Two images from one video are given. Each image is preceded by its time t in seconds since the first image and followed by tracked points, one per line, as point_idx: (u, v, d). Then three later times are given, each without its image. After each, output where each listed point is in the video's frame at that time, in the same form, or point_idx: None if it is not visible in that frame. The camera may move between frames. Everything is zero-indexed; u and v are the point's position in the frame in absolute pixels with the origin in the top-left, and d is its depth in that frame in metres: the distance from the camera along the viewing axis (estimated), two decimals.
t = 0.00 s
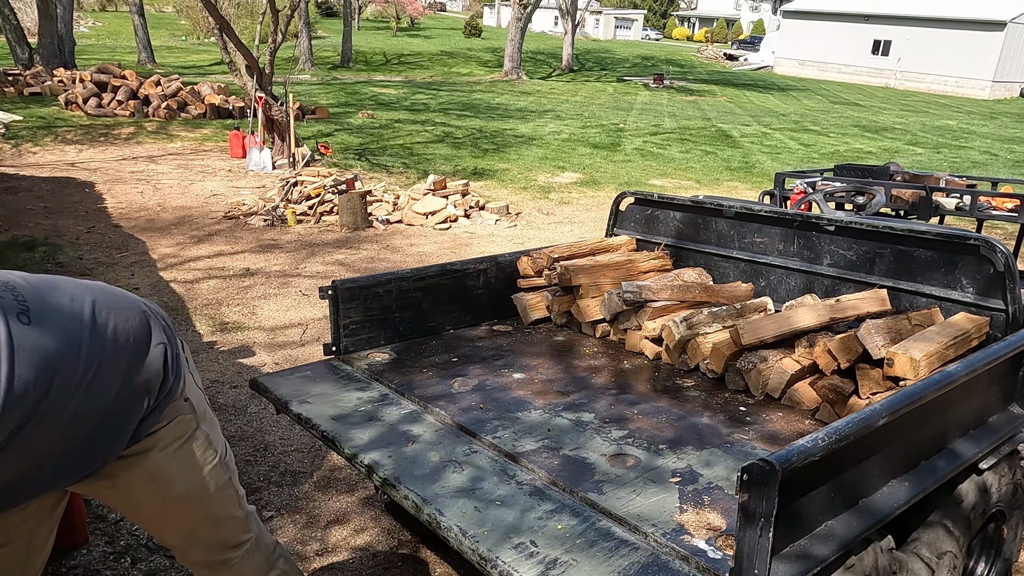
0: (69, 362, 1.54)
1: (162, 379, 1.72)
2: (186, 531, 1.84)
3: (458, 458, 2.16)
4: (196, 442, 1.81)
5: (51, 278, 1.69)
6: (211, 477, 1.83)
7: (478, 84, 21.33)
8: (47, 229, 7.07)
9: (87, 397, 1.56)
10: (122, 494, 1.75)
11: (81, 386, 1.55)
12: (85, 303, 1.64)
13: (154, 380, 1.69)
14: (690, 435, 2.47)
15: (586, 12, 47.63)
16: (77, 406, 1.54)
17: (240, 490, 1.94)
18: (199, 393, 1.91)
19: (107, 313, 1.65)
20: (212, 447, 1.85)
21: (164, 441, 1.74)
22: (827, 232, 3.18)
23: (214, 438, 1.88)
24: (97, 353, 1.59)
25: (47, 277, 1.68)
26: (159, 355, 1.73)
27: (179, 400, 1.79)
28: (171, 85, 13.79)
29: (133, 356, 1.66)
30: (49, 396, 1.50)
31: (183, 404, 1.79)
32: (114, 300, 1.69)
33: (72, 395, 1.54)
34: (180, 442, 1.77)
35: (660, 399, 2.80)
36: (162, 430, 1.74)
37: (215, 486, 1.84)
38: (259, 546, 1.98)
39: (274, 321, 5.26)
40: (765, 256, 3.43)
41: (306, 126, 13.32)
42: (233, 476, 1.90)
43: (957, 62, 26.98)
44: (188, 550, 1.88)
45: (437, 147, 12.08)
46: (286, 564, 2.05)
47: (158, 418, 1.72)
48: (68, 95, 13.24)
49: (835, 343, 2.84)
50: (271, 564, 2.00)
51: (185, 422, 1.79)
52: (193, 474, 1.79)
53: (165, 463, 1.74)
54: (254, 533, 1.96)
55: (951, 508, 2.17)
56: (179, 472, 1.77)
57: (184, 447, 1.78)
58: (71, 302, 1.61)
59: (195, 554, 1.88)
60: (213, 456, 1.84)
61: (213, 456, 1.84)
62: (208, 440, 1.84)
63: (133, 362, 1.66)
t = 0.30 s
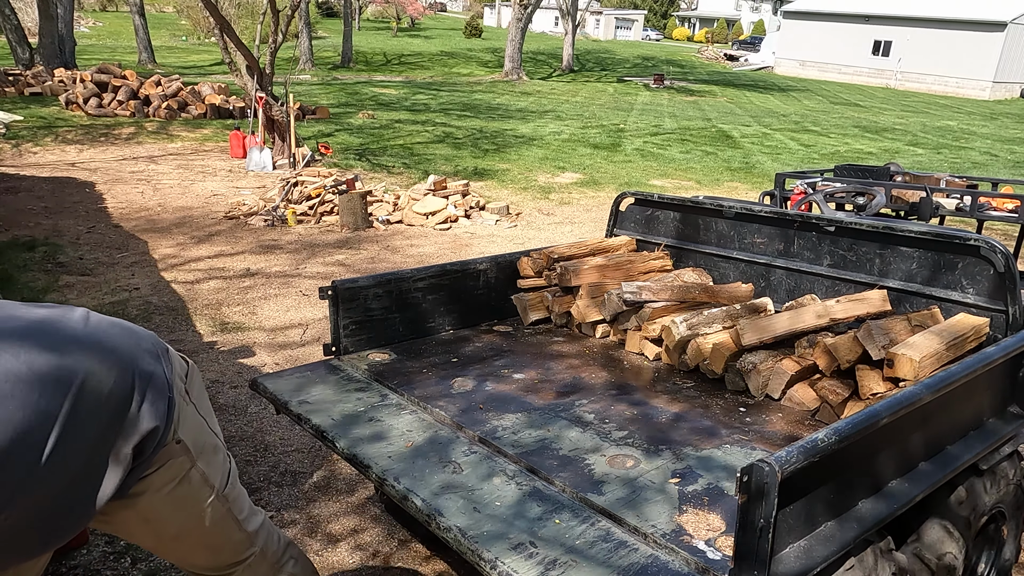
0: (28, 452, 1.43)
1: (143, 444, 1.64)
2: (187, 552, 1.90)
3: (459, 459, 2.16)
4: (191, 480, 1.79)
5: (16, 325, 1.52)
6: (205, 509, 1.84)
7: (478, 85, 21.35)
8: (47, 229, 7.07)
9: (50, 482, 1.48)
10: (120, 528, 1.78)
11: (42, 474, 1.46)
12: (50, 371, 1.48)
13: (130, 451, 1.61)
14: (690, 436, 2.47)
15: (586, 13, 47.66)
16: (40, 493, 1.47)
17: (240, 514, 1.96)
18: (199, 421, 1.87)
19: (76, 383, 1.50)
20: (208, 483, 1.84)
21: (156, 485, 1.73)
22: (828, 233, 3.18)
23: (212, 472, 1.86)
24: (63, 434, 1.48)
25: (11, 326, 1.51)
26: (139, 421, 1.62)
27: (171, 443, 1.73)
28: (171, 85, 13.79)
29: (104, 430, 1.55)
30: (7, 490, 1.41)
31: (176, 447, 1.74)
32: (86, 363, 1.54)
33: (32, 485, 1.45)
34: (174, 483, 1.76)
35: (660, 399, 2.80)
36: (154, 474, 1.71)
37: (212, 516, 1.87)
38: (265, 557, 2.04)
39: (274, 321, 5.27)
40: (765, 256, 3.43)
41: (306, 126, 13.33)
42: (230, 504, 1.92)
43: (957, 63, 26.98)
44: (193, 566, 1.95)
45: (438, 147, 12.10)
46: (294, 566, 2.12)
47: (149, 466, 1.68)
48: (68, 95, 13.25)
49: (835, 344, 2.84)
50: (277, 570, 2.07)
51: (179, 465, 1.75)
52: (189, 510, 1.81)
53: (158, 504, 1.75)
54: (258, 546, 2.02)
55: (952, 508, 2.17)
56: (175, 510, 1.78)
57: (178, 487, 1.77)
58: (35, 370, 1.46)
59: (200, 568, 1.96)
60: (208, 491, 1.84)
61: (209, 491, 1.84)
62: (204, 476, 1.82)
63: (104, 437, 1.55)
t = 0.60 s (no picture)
0: (15, 467, 1.42)
1: (135, 452, 1.63)
2: (183, 558, 1.90)
3: (459, 460, 2.16)
4: (186, 486, 1.79)
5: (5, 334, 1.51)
6: (200, 515, 1.85)
7: (478, 85, 21.37)
8: (47, 229, 7.07)
9: (38, 495, 1.47)
10: (114, 536, 1.78)
11: (29, 489, 1.45)
12: (38, 385, 1.47)
13: (121, 462, 1.59)
14: (690, 436, 2.48)
15: (586, 13, 47.70)
16: (28, 506, 1.47)
17: (236, 519, 1.96)
18: (194, 427, 1.86)
19: (64, 396, 1.50)
20: (203, 490, 1.84)
21: (149, 493, 1.72)
22: (828, 233, 3.18)
23: (207, 479, 1.86)
24: (52, 444, 1.47)
25: None
26: (130, 432, 1.61)
27: (165, 451, 1.72)
28: (172, 85, 13.80)
29: (93, 442, 1.54)
30: None
31: (170, 455, 1.74)
32: (76, 374, 1.54)
33: (20, 499, 1.44)
34: (168, 490, 1.76)
35: (660, 399, 2.80)
36: (148, 482, 1.71)
37: (208, 523, 1.87)
38: (262, 561, 2.04)
39: (275, 321, 5.27)
40: (765, 257, 3.43)
41: (307, 126, 13.34)
42: (226, 510, 1.92)
43: (957, 63, 27.00)
44: (189, 570, 1.95)
45: (438, 147, 12.10)
46: (292, 567, 2.13)
47: (143, 473, 1.68)
48: (68, 95, 13.25)
49: (835, 344, 2.84)
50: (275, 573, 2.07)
51: (172, 472, 1.75)
52: (184, 516, 1.81)
53: (152, 512, 1.75)
54: (256, 550, 2.02)
55: (952, 508, 2.17)
56: (169, 517, 1.79)
57: (173, 493, 1.77)
58: (21, 385, 1.45)
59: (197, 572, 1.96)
60: (203, 497, 1.84)
61: (204, 498, 1.84)
62: (198, 483, 1.82)
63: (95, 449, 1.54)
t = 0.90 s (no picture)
0: (14, 468, 1.42)
1: (135, 456, 1.62)
2: (183, 558, 1.90)
3: (458, 459, 2.16)
4: (186, 486, 1.79)
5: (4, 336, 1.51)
6: (199, 516, 1.84)
7: (479, 85, 21.39)
8: (47, 229, 7.08)
9: (38, 497, 1.48)
10: (112, 536, 1.78)
11: (28, 490, 1.45)
12: (38, 388, 1.48)
13: (121, 463, 1.59)
14: (691, 436, 2.48)
15: (586, 14, 47.74)
16: (28, 508, 1.47)
17: (236, 519, 1.96)
18: (194, 428, 1.86)
19: (64, 399, 1.50)
20: (203, 491, 1.83)
21: (148, 495, 1.72)
22: (828, 233, 3.18)
23: (207, 481, 1.86)
24: (51, 446, 1.47)
25: None
26: (129, 435, 1.61)
27: (164, 452, 1.72)
28: (172, 85, 13.81)
29: (92, 445, 1.54)
30: None
31: (169, 456, 1.73)
32: (75, 376, 1.54)
33: (17, 503, 1.44)
34: (167, 492, 1.75)
35: (660, 400, 2.81)
36: (147, 484, 1.71)
37: (206, 524, 1.87)
38: (262, 560, 2.04)
39: (276, 321, 5.27)
40: (765, 256, 3.43)
41: (307, 126, 13.35)
42: (225, 511, 1.92)
43: (957, 64, 27.02)
44: (189, 570, 1.95)
45: (438, 147, 12.10)
46: (291, 566, 2.13)
47: (143, 475, 1.67)
48: (68, 95, 13.25)
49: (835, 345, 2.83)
50: (274, 571, 2.07)
51: (172, 474, 1.75)
52: (182, 518, 1.81)
53: (151, 512, 1.75)
54: (255, 550, 2.01)
55: (952, 509, 2.17)
56: (168, 518, 1.79)
57: (172, 495, 1.76)
58: (23, 386, 1.46)
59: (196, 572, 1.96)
60: (203, 498, 1.84)
61: (203, 500, 1.84)
62: (198, 485, 1.82)
63: (94, 453, 1.54)
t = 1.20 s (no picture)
0: (29, 470, 1.43)
1: (146, 457, 1.63)
2: (189, 556, 1.90)
3: (458, 459, 2.16)
4: (193, 487, 1.79)
5: (15, 340, 1.51)
6: (206, 516, 1.84)
7: (479, 86, 21.42)
8: (48, 229, 7.08)
9: (52, 500, 1.48)
10: (119, 535, 1.78)
11: (41, 493, 1.45)
12: (49, 390, 1.48)
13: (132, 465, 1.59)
14: (691, 436, 2.48)
15: (586, 14, 47.78)
16: (42, 510, 1.47)
17: (241, 518, 1.96)
18: (201, 428, 1.86)
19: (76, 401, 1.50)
20: (210, 490, 1.84)
21: (156, 495, 1.72)
22: (828, 234, 3.18)
23: (214, 481, 1.86)
24: (65, 448, 1.48)
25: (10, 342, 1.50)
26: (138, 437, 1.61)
27: (173, 453, 1.72)
28: (173, 85, 13.82)
29: (105, 446, 1.55)
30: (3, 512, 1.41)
31: (178, 457, 1.74)
32: (88, 377, 1.54)
33: (29, 506, 1.44)
34: (175, 492, 1.76)
35: (660, 400, 2.81)
36: (156, 484, 1.71)
37: (213, 523, 1.87)
38: (265, 559, 2.04)
39: (276, 322, 5.27)
40: (765, 257, 3.43)
41: (307, 126, 13.37)
42: (231, 511, 1.92)
43: (957, 64, 27.05)
44: (193, 569, 1.95)
45: (439, 148, 12.11)
46: (295, 565, 2.12)
47: (152, 475, 1.68)
48: (69, 95, 13.26)
49: (835, 345, 2.84)
50: (277, 570, 2.07)
51: (181, 474, 1.75)
52: (189, 518, 1.81)
53: (159, 512, 1.75)
54: (259, 549, 2.01)
55: (952, 509, 2.17)
56: (175, 518, 1.79)
57: (180, 494, 1.76)
58: (37, 388, 1.46)
59: (201, 571, 1.96)
60: (210, 498, 1.84)
61: (210, 499, 1.84)
62: (205, 485, 1.82)
63: (105, 455, 1.55)
